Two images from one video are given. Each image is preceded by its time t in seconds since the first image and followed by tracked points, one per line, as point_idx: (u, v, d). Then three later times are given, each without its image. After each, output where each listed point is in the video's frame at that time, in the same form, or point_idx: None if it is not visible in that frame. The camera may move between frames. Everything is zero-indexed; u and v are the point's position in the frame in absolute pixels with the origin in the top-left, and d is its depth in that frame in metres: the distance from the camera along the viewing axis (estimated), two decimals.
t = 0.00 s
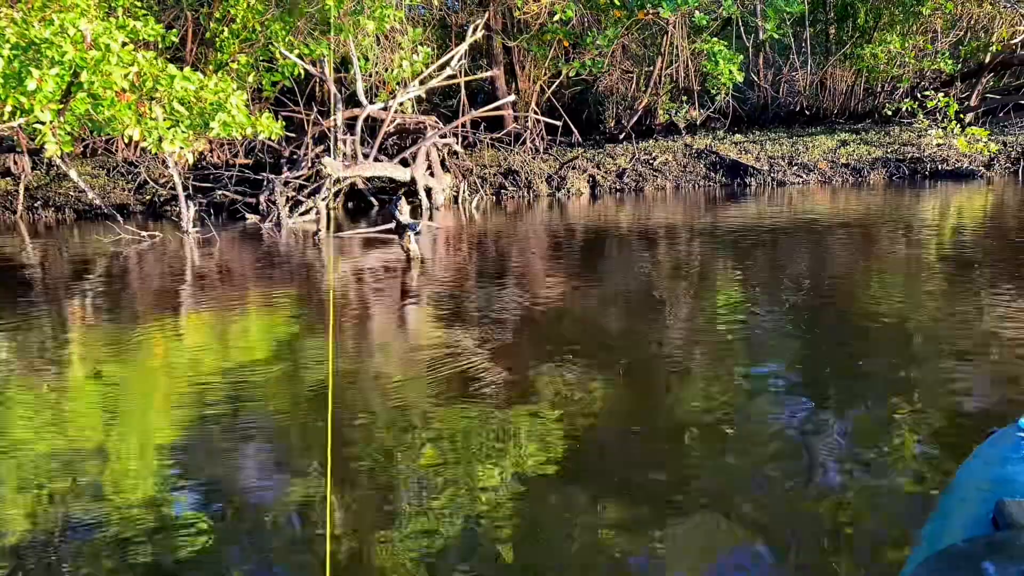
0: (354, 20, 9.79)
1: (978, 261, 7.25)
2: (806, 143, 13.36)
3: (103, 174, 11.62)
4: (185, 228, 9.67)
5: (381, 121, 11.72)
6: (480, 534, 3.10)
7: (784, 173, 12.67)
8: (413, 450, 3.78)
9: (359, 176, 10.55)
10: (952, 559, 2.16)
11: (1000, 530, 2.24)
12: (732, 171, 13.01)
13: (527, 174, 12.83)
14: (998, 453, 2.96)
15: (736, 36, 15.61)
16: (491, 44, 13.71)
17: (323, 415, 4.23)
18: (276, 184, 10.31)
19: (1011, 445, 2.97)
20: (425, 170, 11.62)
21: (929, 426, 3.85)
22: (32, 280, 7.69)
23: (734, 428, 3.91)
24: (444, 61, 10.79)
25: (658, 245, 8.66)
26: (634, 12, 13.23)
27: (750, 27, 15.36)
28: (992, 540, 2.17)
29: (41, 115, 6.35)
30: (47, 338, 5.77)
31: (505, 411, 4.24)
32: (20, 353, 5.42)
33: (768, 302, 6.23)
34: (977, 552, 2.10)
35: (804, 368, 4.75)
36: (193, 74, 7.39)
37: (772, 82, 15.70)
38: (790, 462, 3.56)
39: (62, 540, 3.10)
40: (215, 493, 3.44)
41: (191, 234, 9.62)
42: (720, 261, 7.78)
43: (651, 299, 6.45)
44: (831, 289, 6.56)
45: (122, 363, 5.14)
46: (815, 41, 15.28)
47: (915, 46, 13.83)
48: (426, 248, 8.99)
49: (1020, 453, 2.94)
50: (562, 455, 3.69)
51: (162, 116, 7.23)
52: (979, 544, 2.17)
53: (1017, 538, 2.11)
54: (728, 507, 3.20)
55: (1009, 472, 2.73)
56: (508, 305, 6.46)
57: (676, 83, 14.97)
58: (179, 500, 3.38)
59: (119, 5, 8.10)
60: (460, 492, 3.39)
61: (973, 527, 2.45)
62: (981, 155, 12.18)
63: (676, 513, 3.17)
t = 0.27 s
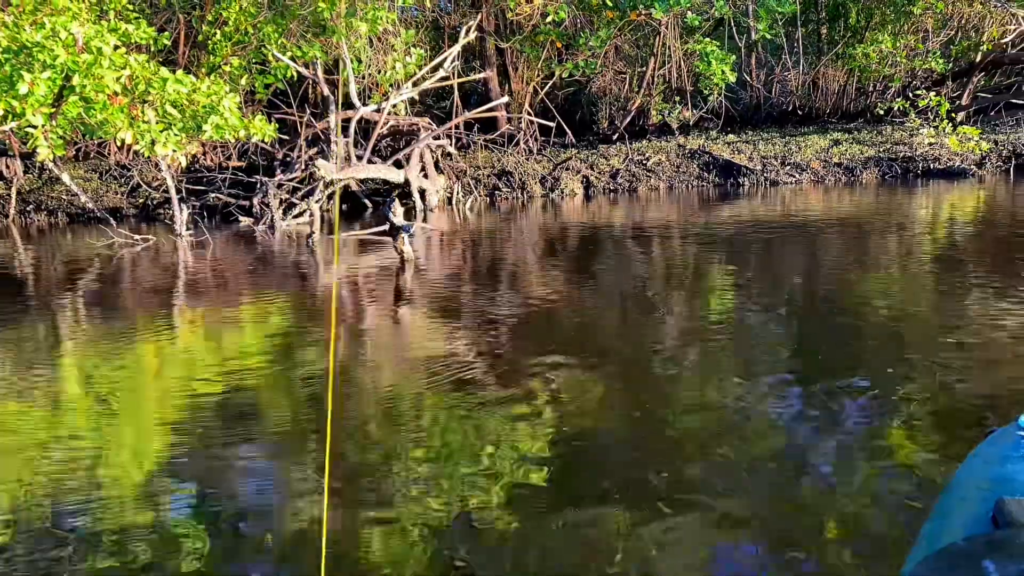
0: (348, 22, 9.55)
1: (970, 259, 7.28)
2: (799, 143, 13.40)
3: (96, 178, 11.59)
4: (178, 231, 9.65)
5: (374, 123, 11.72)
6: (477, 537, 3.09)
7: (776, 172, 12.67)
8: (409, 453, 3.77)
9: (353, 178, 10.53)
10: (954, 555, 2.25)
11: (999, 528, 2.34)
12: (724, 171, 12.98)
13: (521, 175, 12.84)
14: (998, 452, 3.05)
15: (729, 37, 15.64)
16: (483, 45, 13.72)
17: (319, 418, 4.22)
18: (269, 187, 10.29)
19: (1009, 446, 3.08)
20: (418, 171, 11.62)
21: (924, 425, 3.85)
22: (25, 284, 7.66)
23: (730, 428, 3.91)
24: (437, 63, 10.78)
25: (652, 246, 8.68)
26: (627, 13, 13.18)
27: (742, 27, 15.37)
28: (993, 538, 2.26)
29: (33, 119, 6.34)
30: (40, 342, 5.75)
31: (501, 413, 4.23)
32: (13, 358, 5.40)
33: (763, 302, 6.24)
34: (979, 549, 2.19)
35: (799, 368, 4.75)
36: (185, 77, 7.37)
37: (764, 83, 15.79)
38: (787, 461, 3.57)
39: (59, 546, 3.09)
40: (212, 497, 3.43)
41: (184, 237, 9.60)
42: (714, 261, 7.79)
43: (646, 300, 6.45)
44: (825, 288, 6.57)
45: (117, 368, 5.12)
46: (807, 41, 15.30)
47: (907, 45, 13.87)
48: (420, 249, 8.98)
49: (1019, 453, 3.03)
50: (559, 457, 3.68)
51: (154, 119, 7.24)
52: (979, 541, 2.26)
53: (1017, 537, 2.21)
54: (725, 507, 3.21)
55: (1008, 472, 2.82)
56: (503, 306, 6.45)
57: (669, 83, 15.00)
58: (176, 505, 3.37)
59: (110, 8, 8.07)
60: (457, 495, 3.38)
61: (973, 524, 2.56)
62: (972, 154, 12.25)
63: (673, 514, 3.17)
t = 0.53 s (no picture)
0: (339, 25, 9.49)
1: (962, 257, 7.31)
2: (791, 143, 13.44)
3: (87, 183, 11.55)
4: (170, 235, 9.62)
5: (366, 125, 11.71)
6: (472, 541, 3.08)
7: (769, 173, 12.70)
8: (404, 457, 3.76)
9: (345, 181, 10.52)
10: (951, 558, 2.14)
11: (998, 529, 2.23)
12: (716, 172, 13.04)
13: (514, 177, 12.85)
14: (997, 452, 2.93)
15: (720, 38, 15.65)
16: (476, 47, 13.74)
17: (313, 423, 4.20)
18: (261, 190, 10.27)
19: (1008, 444, 2.97)
20: (411, 173, 11.61)
21: (917, 425, 3.86)
22: (16, 290, 7.63)
23: (724, 429, 3.91)
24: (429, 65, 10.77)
25: (645, 246, 8.69)
26: (618, 14, 13.20)
27: (733, 28, 15.42)
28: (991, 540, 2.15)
29: (23, 124, 6.32)
30: (31, 348, 5.73)
31: (495, 416, 4.23)
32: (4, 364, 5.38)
33: (756, 302, 6.25)
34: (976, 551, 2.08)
35: (793, 368, 4.75)
36: (176, 81, 7.35)
37: (756, 82, 15.67)
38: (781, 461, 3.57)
39: (52, 553, 3.07)
40: (206, 503, 3.41)
41: (176, 241, 9.58)
42: (707, 262, 7.79)
43: (640, 301, 6.45)
44: (818, 288, 6.58)
45: (109, 374, 5.09)
46: (798, 41, 15.35)
47: (897, 45, 13.90)
48: (413, 252, 8.97)
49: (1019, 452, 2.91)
50: (553, 459, 3.68)
51: (146, 123, 7.25)
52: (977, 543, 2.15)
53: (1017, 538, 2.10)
54: (720, 509, 3.20)
55: (1006, 471, 2.71)
56: (497, 309, 6.44)
57: (661, 84, 15.04)
58: (170, 511, 3.35)
59: (101, 13, 8.07)
60: (451, 499, 3.37)
61: (971, 525, 2.45)
62: (963, 153, 12.31)
63: (669, 516, 3.17)
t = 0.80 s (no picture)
0: (330, 29, 9.58)
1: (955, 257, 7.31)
2: (782, 144, 13.48)
3: (79, 189, 11.52)
4: (162, 241, 9.59)
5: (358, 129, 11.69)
6: (465, 544, 3.07)
7: (761, 173, 12.73)
8: (397, 460, 3.75)
9: (337, 185, 10.50)
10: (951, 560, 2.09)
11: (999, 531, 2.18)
12: (709, 173, 13.08)
13: (507, 179, 12.84)
14: (997, 451, 2.89)
15: (712, 39, 15.69)
16: (467, 50, 13.75)
17: (306, 427, 4.19)
18: (253, 195, 10.25)
19: (1008, 442, 2.93)
20: (403, 177, 11.59)
21: (910, 424, 3.86)
22: (7, 297, 7.60)
23: (717, 429, 3.91)
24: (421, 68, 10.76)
25: (638, 248, 8.69)
26: (609, 16, 13.09)
27: (725, 29, 15.44)
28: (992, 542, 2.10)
29: (13, 131, 6.29)
30: (23, 355, 5.70)
31: (488, 418, 4.22)
32: None
33: (749, 303, 6.25)
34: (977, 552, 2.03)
35: (786, 368, 4.76)
36: (167, 86, 7.32)
37: (748, 84, 15.90)
38: (774, 461, 3.57)
39: (45, 559, 3.07)
40: (199, 509, 3.40)
41: (168, 247, 9.54)
42: (700, 262, 7.80)
43: (633, 302, 6.45)
44: (810, 288, 6.59)
45: (101, 380, 5.07)
46: (789, 42, 15.42)
47: (888, 45, 13.94)
48: (406, 256, 8.96)
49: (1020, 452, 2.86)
50: (547, 461, 3.67)
51: (137, 129, 7.20)
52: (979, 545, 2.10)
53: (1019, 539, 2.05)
54: (713, 509, 3.20)
55: (1007, 471, 2.67)
56: (490, 311, 6.43)
57: (653, 86, 15.07)
58: (164, 516, 3.34)
59: (91, 18, 8.04)
60: (444, 502, 3.36)
61: (971, 525, 2.41)
62: (955, 152, 12.35)
63: (662, 517, 3.17)
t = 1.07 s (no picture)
0: (320, 32, 9.71)
1: (948, 256, 7.33)
2: (774, 144, 13.50)
3: (70, 194, 11.46)
4: (154, 246, 9.55)
5: (350, 132, 11.67)
6: (461, 548, 3.06)
7: (753, 174, 12.75)
8: (389, 464, 3.74)
9: (330, 188, 10.47)
10: (949, 561, 2.08)
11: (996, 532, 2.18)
12: (702, 174, 13.09)
13: (500, 181, 12.81)
14: (994, 452, 2.89)
15: (704, 40, 15.71)
16: (459, 53, 13.75)
17: (299, 432, 4.17)
18: (245, 199, 10.22)
19: (1005, 442, 2.92)
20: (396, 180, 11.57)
21: (903, 423, 3.87)
22: None
23: (713, 430, 3.90)
24: (413, 71, 10.74)
25: (632, 249, 8.69)
26: (601, 18, 13.04)
27: (716, 30, 15.47)
28: (988, 542, 2.10)
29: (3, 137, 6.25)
30: (15, 363, 5.66)
31: (482, 421, 4.21)
32: None
33: (742, 303, 6.26)
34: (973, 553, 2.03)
35: (780, 368, 4.76)
36: (158, 91, 7.29)
37: (740, 84, 15.87)
38: (767, 462, 3.57)
39: (38, 566, 3.05)
40: (193, 515, 3.38)
41: (160, 252, 9.50)
42: (694, 263, 7.80)
43: (626, 304, 6.44)
44: (803, 288, 6.60)
45: (93, 386, 5.04)
46: (780, 42, 15.48)
47: (879, 45, 13.97)
48: (399, 259, 8.93)
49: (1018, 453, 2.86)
50: (541, 464, 3.66)
51: (128, 133, 7.19)
52: (975, 545, 2.10)
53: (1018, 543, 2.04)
54: (707, 511, 3.19)
55: (1004, 472, 2.67)
56: (484, 314, 6.42)
57: (645, 87, 15.09)
58: (159, 523, 3.32)
59: (81, 23, 8.00)
60: (439, 506, 3.35)
61: (969, 528, 2.39)
62: (946, 151, 12.39)
63: (657, 519, 3.16)
